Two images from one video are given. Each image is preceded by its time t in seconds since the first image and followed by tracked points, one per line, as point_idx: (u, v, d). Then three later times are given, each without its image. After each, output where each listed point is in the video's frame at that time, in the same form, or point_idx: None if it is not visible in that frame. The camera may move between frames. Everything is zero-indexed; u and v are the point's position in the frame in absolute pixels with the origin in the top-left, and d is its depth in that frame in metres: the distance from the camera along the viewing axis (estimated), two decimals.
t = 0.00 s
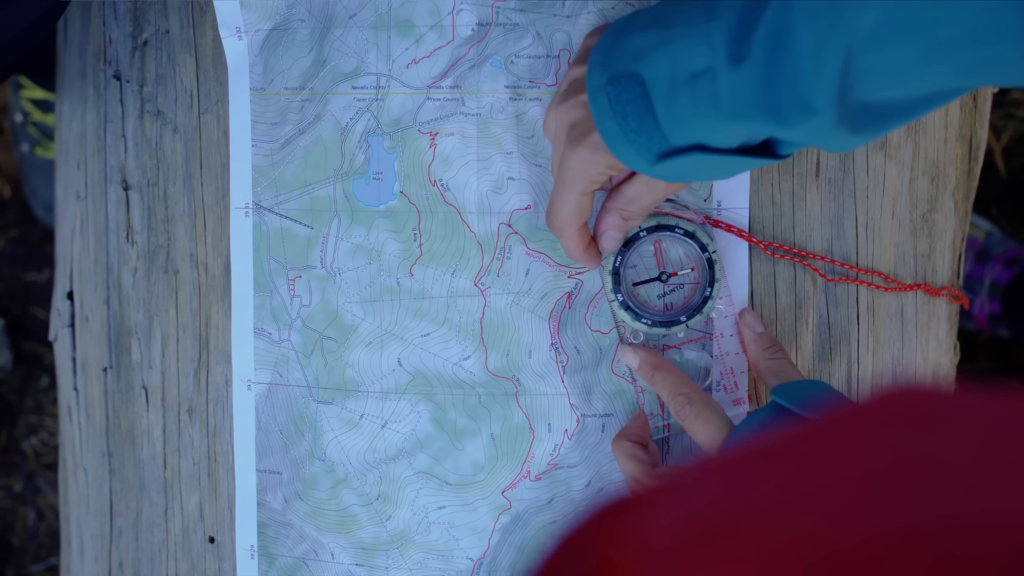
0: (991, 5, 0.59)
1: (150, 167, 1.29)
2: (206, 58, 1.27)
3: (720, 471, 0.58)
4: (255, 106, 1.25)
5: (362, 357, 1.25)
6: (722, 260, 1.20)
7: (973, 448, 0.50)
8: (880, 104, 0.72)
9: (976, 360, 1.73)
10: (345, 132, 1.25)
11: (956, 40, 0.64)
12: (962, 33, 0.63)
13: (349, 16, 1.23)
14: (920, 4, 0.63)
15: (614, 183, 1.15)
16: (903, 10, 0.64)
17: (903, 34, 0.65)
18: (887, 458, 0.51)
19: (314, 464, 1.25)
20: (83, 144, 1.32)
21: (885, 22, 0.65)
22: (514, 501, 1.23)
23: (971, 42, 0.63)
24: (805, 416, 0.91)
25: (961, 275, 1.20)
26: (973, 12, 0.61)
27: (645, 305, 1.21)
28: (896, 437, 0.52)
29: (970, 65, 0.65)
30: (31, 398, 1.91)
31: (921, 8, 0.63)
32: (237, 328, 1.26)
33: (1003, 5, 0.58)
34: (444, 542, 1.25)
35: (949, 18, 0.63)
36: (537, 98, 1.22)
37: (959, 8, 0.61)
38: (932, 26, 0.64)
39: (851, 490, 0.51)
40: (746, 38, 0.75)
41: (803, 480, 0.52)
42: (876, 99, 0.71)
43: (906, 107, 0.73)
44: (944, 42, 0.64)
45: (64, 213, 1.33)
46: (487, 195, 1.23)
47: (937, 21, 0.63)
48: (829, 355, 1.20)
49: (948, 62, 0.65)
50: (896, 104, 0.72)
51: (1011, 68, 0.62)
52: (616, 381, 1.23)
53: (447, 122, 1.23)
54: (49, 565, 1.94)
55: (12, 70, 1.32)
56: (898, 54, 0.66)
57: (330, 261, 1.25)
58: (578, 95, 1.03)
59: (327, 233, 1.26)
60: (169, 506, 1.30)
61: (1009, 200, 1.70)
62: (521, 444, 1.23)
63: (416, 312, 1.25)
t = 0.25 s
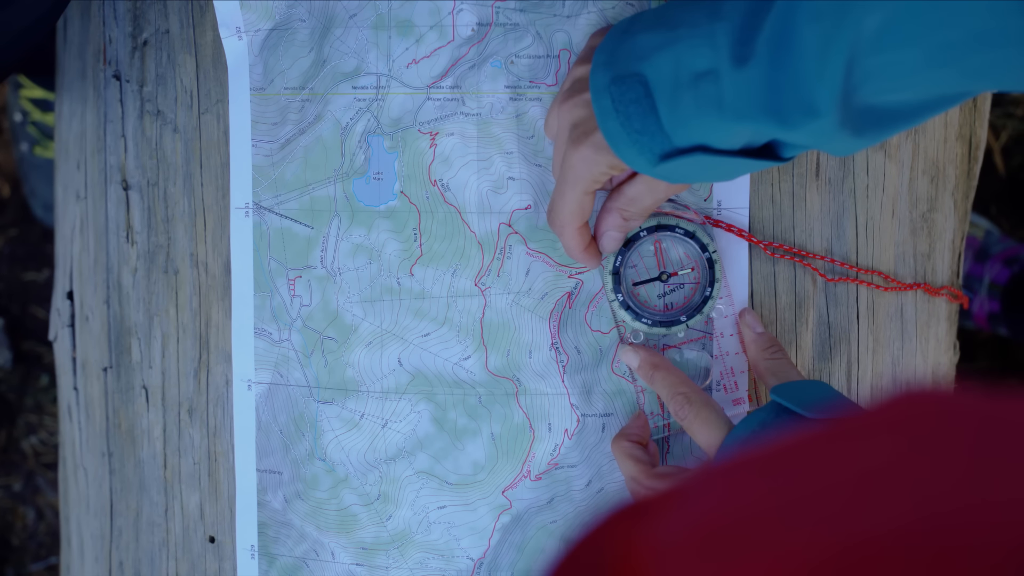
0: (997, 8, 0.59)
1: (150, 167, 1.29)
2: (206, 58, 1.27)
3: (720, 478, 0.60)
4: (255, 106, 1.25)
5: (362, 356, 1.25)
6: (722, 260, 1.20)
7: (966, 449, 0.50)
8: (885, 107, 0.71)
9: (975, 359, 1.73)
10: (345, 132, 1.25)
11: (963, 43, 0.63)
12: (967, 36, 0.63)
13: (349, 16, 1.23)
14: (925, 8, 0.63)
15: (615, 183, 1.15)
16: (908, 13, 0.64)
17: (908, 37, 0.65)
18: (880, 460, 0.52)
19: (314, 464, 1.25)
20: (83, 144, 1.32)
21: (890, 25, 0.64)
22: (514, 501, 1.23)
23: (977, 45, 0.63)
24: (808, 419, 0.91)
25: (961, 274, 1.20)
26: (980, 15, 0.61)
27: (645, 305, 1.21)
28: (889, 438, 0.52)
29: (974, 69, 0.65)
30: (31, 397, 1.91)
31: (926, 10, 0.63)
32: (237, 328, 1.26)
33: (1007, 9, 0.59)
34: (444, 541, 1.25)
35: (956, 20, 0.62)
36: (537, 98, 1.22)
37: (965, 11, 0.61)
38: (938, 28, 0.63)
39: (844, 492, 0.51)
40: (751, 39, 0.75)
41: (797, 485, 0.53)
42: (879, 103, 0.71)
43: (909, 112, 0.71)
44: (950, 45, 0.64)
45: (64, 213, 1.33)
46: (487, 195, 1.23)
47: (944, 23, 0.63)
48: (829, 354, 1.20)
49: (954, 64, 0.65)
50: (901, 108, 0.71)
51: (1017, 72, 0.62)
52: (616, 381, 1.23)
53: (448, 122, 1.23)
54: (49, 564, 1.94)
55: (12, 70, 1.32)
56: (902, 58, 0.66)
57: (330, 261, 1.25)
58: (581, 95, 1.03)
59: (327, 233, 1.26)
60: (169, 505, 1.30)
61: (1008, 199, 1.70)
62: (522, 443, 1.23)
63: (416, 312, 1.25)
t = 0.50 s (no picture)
0: (998, 9, 0.58)
1: (150, 167, 1.29)
2: (205, 58, 1.27)
3: (715, 495, 0.61)
4: (255, 106, 1.25)
5: (362, 356, 1.25)
6: (722, 260, 1.20)
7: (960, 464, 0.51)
8: (883, 110, 0.71)
9: (974, 358, 1.74)
10: (345, 132, 1.25)
11: (963, 45, 0.62)
12: (969, 38, 0.61)
13: (349, 16, 1.23)
14: (923, 10, 0.64)
15: (615, 183, 1.15)
16: (906, 15, 0.65)
17: (908, 39, 0.65)
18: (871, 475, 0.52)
19: (314, 464, 1.25)
20: (83, 144, 1.32)
21: (889, 25, 0.66)
22: (515, 501, 1.23)
23: (977, 47, 0.61)
24: (811, 423, 0.91)
25: (961, 274, 1.21)
26: (981, 17, 0.59)
27: (646, 305, 1.22)
28: (882, 454, 0.53)
29: (976, 71, 0.63)
30: (30, 397, 1.91)
31: (925, 12, 0.64)
32: (237, 328, 1.27)
33: (1010, 12, 0.57)
34: (445, 541, 1.25)
35: (957, 22, 0.62)
36: (537, 98, 1.22)
37: (965, 13, 0.61)
38: (938, 30, 0.63)
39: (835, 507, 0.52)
40: (750, 40, 0.76)
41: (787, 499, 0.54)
42: (878, 105, 0.71)
43: (909, 113, 0.70)
44: (950, 47, 0.63)
45: (64, 213, 1.33)
46: (487, 195, 1.24)
47: (945, 24, 0.63)
48: (828, 354, 1.20)
49: (955, 66, 0.64)
50: (900, 111, 0.70)
51: (1019, 74, 0.60)
52: (616, 381, 1.23)
53: (448, 122, 1.23)
54: (49, 564, 1.94)
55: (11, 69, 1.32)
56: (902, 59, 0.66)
57: (330, 261, 1.26)
58: (580, 95, 1.03)
59: (327, 233, 1.26)
60: (169, 505, 1.30)
61: (1007, 198, 1.70)
62: (522, 443, 1.23)
63: (416, 312, 1.25)
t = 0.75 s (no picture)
0: (1000, 12, 0.59)
1: (150, 167, 1.29)
2: (206, 58, 1.27)
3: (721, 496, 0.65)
4: (255, 106, 1.25)
5: (363, 356, 1.25)
6: (723, 260, 1.20)
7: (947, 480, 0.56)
8: (881, 109, 0.71)
9: (974, 357, 1.73)
10: (345, 132, 1.25)
11: (963, 45, 0.63)
12: (967, 38, 0.62)
13: (349, 16, 1.23)
14: (921, 12, 0.63)
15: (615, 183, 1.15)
16: (904, 16, 0.64)
17: (906, 40, 0.65)
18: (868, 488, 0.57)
19: (315, 464, 1.26)
20: (83, 144, 1.32)
21: (887, 27, 0.65)
22: (515, 501, 1.23)
23: (976, 48, 0.62)
24: (815, 424, 0.91)
25: (961, 273, 1.21)
26: (981, 18, 0.60)
27: (646, 305, 1.22)
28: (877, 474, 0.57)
29: (973, 72, 0.64)
30: (30, 396, 1.91)
31: (923, 13, 0.63)
32: (238, 328, 1.27)
33: (1010, 13, 0.58)
34: (445, 541, 1.25)
35: (955, 23, 0.62)
36: (537, 98, 1.22)
37: (964, 13, 0.61)
38: (935, 31, 0.63)
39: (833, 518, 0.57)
40: (746, 41, 0.75)
41: (789, 509, 0.58)
42: (875, 105, 0.71)
43: (906, 113, 0.72)
44: (948, 47, 0.64)
45: (64, 213, 1.33)
46: (487, 195, 1.24)
47: (943, 25, 0.63)
48: (829, 353, 1.20)
49: (954, 66, 0.64)
50: (898, 110, 0.71)
51: (1017, 74, 0.61)
52: (616, 380, 1.23)
53: (448, 122, 1.23)
54: (49, 563, 1.94)
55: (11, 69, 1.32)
56: (901, 59, 0.66)
57: (330, 261, 1.26)
58: (578, 95, 1.03)
59: (327, 233, 1.26)
60: (170, 505, 1.30)
61: (1006, 197, 1.71)
62: (522, 443, 1.23)
63: (417, 312, 1.25)
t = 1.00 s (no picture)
0: (993, 10, 0.59)
1: (150, 167, 1.29)
2: (206, 58, 1.27)
3: (702, 501, 0.63)
4: (255, 106, 1.25)
5: (363, 356, 1.25)
6: (723, 260, 1.20)
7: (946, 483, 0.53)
8: (877, 110, 0.72)
9: (973, 356, 1.74)
10: (345, 132, 1.25)
11: (959, 46, 0.63)
12: (962, 39, 0.62)
13: (349, 16, 1.23)
14: (916, 12, 0.64)
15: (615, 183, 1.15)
16: (900, 17, 0.65)
17: (902, 40, 0.66)
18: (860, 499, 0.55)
19: (315, 464, 1.26)
20: (83, 144, 1.31)
21: (884, 27, 0.66)
22: (515, 501, 1.23)
23: (972, 48, 0.62)
24: (820, 424, 0.92)
25: (961, 272, 1.21)
26: (977, 18, 0.60)
27: (646, 305, 1.22)
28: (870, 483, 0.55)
29: (970, 72, 0.64)
30: (30, 396, 1.91)
31: (919, 13, 0.64)
32: (237, 328, 1.27)
33: (1003, 11, 0.58)
34: (445, 541, 1.25)
35: (951, 23, 0.62)
36: (537, 98, 1.22)
37: (959, 14, 0.61)
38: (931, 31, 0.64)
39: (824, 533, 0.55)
40: (742, 43, 0.75)
41: (775, 523, 0.56)
42: (872, 105, 0.71)
43: (903, 112, 0.71)
44: (944, 48, 0.64)
45: (64, 213, 1.33)
46: (487, 195, 1.24)
47: (939, 25, 0.63)
48: (828, 353, 1.21)
49: (952, 67, 0.64)
50: (894, 110, 0.71)
51: (1012, 73, 0.61)
52: (616, 380, 1.23)
53: (448, 122, 1.23)
54: (49, 563, 1.94)
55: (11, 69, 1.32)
56: (897, 60, 0.67)
57: (330, 261, 1.26)
58: (577, 97, 1.03)
59: (327, 233, 1.26)
60: (169, 505, 1.30)
61: (1006, 196, 1.71)
62: (522, 443, 1.23)
63: (416, 312, 1.25)
